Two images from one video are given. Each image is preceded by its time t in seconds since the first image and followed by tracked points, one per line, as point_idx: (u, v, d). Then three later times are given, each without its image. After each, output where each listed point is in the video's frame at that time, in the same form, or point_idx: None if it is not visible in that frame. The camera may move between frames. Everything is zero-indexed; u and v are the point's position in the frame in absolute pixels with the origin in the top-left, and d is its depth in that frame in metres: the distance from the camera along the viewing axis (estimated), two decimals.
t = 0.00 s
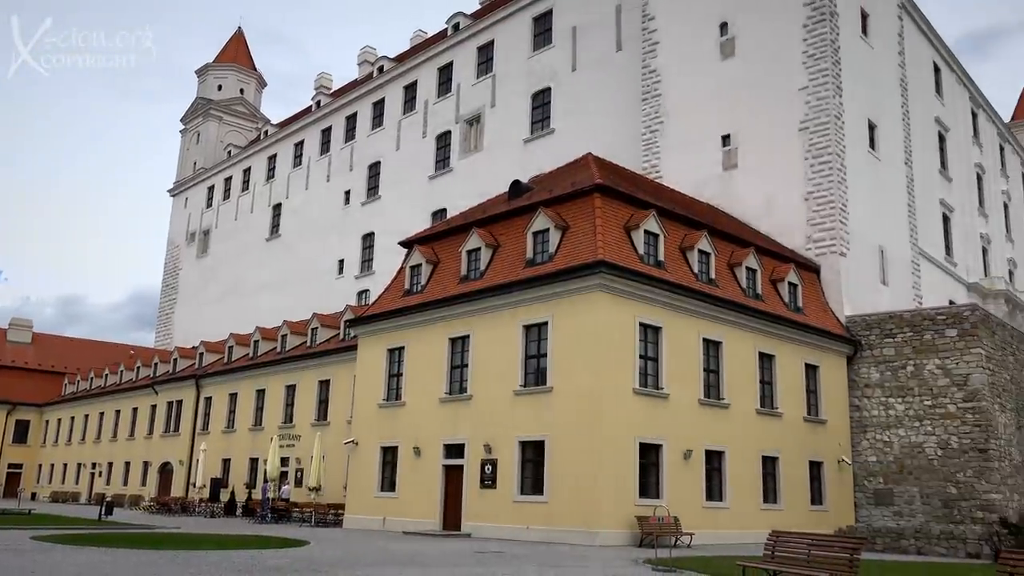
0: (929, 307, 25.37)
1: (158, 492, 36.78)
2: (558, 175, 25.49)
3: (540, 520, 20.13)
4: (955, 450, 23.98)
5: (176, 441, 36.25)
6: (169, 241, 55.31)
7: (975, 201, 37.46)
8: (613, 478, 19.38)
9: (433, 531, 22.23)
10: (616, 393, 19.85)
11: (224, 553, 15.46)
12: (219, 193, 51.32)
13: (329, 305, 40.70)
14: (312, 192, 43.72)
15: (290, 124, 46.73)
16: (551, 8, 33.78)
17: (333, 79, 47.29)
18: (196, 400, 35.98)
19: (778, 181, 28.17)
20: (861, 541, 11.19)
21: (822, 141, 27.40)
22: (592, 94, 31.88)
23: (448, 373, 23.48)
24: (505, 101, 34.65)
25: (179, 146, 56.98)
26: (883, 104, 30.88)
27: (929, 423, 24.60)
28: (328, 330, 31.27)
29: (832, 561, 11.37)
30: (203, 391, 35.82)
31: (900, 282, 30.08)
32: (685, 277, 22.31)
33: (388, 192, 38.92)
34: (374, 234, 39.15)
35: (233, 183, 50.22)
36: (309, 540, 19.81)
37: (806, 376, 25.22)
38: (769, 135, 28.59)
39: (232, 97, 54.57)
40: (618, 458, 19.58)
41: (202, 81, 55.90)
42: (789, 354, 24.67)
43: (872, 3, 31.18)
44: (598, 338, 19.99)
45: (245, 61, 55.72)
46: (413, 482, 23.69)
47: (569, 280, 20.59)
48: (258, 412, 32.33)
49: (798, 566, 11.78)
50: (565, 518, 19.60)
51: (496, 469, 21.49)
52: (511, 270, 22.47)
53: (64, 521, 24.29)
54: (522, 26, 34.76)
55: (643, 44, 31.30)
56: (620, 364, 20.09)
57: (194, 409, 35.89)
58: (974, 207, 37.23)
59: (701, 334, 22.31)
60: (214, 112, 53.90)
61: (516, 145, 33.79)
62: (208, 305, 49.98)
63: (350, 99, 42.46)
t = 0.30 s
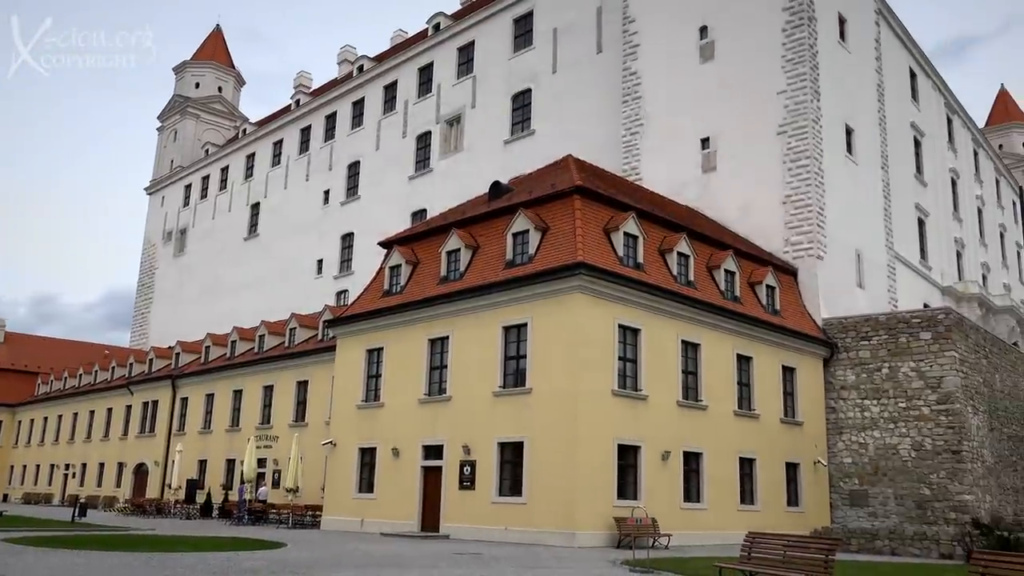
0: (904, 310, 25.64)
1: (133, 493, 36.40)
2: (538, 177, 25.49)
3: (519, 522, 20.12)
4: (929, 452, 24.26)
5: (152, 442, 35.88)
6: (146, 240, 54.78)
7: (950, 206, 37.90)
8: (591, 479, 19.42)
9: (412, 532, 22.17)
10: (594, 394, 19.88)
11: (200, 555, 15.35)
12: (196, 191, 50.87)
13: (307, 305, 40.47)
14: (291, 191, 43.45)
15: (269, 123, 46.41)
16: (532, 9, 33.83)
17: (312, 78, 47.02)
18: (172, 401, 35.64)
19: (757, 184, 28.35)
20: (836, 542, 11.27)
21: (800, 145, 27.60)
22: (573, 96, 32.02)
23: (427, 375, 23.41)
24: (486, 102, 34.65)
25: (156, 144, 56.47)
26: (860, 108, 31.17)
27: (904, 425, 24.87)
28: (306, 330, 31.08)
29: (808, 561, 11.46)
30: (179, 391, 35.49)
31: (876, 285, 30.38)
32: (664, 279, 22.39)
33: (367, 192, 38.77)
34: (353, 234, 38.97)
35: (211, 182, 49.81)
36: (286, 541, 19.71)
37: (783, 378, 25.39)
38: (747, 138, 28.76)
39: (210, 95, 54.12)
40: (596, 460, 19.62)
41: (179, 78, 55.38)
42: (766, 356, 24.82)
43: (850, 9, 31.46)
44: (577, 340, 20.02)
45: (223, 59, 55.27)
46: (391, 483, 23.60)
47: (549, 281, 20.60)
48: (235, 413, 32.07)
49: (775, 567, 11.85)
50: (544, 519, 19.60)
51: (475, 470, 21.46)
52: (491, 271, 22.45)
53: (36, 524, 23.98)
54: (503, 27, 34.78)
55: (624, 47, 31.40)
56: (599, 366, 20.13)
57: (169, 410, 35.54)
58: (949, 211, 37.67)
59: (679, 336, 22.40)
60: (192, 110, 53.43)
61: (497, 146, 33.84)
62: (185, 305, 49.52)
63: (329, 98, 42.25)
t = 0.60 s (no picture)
0: (881, 314, 25.85)
1: (109, 496, 35.98)
2: (520, 179, 25.49)
3: (499, 524, 20.09)
4: (905, 454, 24.46)
5: (129, 445, 35.49)
6: (123, 240, 54.23)
7: (927, 211, 38.31)
8: (571, 482, 19.42)
9: (391, 535, 22.07)
10: (575, 396, 19.90)
11: (178, 558, 15.20)
12: (175, 191, 50.43)
13: (287, 307, 40.22)
14: (271, 192, 43.18)
15: (249, 122, 46.09)
16: (514, 12, 33.91)
17: (293, 79, 46.76)
18: (149, 403, 35.28)
19: (736, 188, 28.52)
20: (812, 544, 11.29)
21: (780, 149, 27.78)
22: (555, 99, 32.11)
23: (407, 377, 23.32)
24: (468, 104, 34.65)
25: (134, 143, 55.94)
26: (839, 114, 31.43)
27: (880, 428, 25.07)
28: (286, 332, 30.89)
29: (785, 563, 11.53)
30: (156, 393, 35.15)
31: (854, 289, 30.65)
32: (645, 282, 22.45)
33: (348, 193, 38.62)
34: (334, 235, 38.78)
35: (190, 182, 49.39)
36: (265, 545, 19.57)
37: (762, 381, 25.52)
38: (727, 143, 28.92)
39: (189, 94, 53.67)
40: (576, 464, 19.61)
41: (158, 77, 54.86)
42: (745, 359, 24.94)
43: (830, 15, 31.74)
44: (558, 343, 20.01)
45: (203, 58, 54.82)
46: (371, 486, 23.48)
47: (530, 283, 20.59)
48: (213, 415, 31.80)
49: (753, 569, 11.92)
50: (524, 522, 19.58)
51: (455, 472, 21.41)
52: (472, 273, 22.41)
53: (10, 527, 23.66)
54: (485, 29, 34.82)
55: (606, 50, 31.51)
56: (579, 369, 20.15)
57: (146, 412, 35.19)
58: (926, 216, 38.08)
59: (659, 339, 22.45)
60: (171, 109, 52.98)
61: (479, 149, 33.86)
62: (163, 306, 49.05)
63: (310, 99, 42.05)
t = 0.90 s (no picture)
0: (861, 319, 26.03)
1: (87, 501, 35.55)
2: (503, 183, 25.47)
3: (481, 529, 20.02)
4: (884, 458, 24.63)
5: (107, 449, 35.10)
6: (102, 242, 53.69)
7: (906, 217, 38.68)
8: (553, 486, 19.40)
9: (373, 540, 21.94)
10: (557, 400, 19.88)
11: (158, 563, 15.05)
12: (155, 193, 50.01)
13: (268, 310, 39.95)
14: (253, 194, 42.91)
15: (231, 124, 45.80)
16: (498, 16, 33.97)
17: (275, 80, 46.52)
18: (129, 407, 34.93)
19: (719, 193, 28.65)
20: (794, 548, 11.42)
21: (762, 155, 27.93)
22: (539, 104, 32.18)
23: (390, 381, 23.22)
24: (452, 107, 34.63)
25: (114, 144, 55.43)
26: (821, 120, 31.67)
27: (860, 432, 25.23)
28: (267, 335, 30.68)
29: (765, 567, 11.60)
30: (135, 397, 34.80)
31: (835, 294, 30.87)
32: (628, 287, 22.48)
33: (330, 196, 38.45)
34: (316, 238, 38.59)
35: (170, 184, 49.00)
36: (245, 550, 19.42)
37: (744, 385, 25.61)
38: (710, 148, 29.05)
39: (170, 95, 53.26)
40: (558, 468, 19.59)
41: (138, 77, 54.39)
42: (727, 364, 25.04)
43: (811, 22, 31.99)
44: (541, 347, 19.98)
45: (184, 59, 54.42)
46: (353, 490, 23.35)
47: (513, 287, 20.56)
48: (193, 419, 31.52)
49: (732, 571, 11.97)
50: (507, 526, 19.54)
51: (438, 476, 21.33)
52: (455, 277, 22.35)
53: None
54: (469, 33, 34.84)
55: (590, 55, 31.59)
56: (562, 373, 20.14)
57: (125, 416, 34.83)
58: (905, 222, 38.44)
59: (642, 344, 22.48)
60: (152, 110, 52.55)
61: (463, 152, 33.85)
62: (142, 308, 48.60)
63: (293, 100, 41.85)
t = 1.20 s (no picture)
0: (845, 325, 26.18)
1: (67, 508, 35.11)
2: (489, 189, 25.45)
3: (467, 534, 19.92)
4: (867, 463, 24.74)
5: (88, 455, 34.69)
6: (84, 245, 53.17)
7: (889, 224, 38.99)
8: (538, 491, 19.33)
9: (357, 547, 21.78)
10: (543, 406, 19.85)
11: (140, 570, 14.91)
12: (138, 197, 49.62)
13: (252, 315, 39.69)
14: (238, 198, 42.66)
15: (215, 128, 45.53)
16: (485, 21, 34.05)
17: (260, 84, 46.30)
18: (110, 412, 34.55)
19: (704, 200, 28.76)
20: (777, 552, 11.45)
21: (746, 162, 28.06)
22: (525, 109, 32.25)
23: (374, 387, 23.10)
24: (439, 112, 34.62)
25: (97, 147, 54.96)
26: (804, 127, 31.88)
27: (844, 437, 25.34)
28: (251, 340, 30.47)
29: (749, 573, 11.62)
30: (116, 402, 34.44)
31: (819, 300, 31.04)
32: (613, 293, 22.50)
33: (316, 200, 38.28)
34: (301, 242, 38.39)
35: (154, 187, 48.62)
36: (227, 557, 19.23)
37: (728, 391, 25.67)
38: (695, 154, 29.17)
39: (154, 98, 52.89)
40: (544, 473, 19.53)
41: (122, 80, 53.98)
42: (712, 369, 25.10)
43: (795, 30, 32.22)
44: (527, 352, 19.94)
45: (169, 62, 54.08)
46: (337, 497, 23.18)
47: (499, 293, 20.51)
48: (176, 425, 31.22)
49: None
50: (492, 533, 19.45)
51: (423, 482, 21.22)
52: (441, 282, 22.28)
53: None
54: (455, 38, 34.89)
55: (575, 61, 31.67)
56: (548, 378, 20.11)
57: (107, 422, 34.46)
58: (888, 229, 38.74)
59: (627, 349, 22.49)
60: (135, 113, 52.16)
61: (449, 157, 33.85)
62: (124, 313, 48.13)
63: (278, 104, 41.68)
